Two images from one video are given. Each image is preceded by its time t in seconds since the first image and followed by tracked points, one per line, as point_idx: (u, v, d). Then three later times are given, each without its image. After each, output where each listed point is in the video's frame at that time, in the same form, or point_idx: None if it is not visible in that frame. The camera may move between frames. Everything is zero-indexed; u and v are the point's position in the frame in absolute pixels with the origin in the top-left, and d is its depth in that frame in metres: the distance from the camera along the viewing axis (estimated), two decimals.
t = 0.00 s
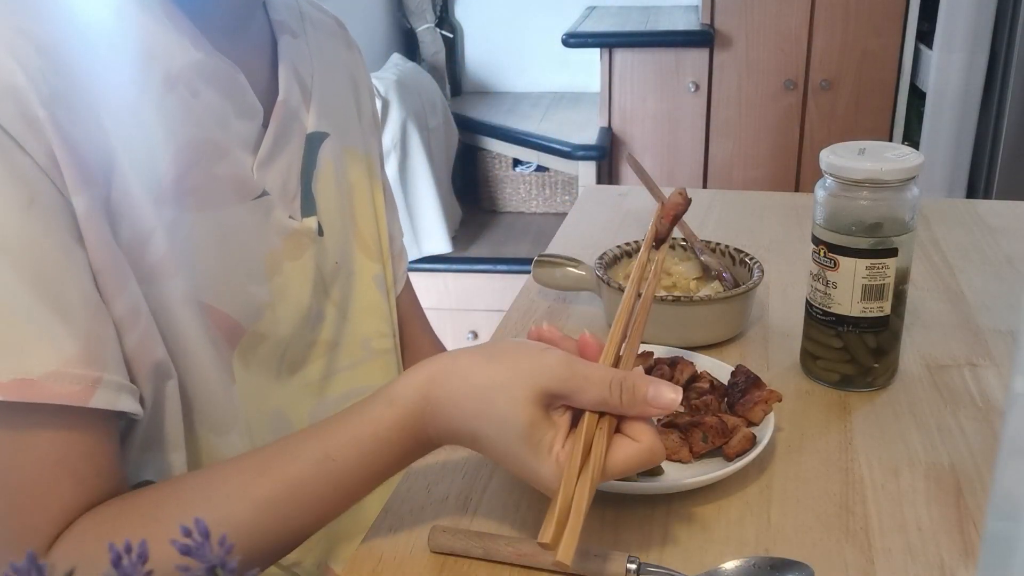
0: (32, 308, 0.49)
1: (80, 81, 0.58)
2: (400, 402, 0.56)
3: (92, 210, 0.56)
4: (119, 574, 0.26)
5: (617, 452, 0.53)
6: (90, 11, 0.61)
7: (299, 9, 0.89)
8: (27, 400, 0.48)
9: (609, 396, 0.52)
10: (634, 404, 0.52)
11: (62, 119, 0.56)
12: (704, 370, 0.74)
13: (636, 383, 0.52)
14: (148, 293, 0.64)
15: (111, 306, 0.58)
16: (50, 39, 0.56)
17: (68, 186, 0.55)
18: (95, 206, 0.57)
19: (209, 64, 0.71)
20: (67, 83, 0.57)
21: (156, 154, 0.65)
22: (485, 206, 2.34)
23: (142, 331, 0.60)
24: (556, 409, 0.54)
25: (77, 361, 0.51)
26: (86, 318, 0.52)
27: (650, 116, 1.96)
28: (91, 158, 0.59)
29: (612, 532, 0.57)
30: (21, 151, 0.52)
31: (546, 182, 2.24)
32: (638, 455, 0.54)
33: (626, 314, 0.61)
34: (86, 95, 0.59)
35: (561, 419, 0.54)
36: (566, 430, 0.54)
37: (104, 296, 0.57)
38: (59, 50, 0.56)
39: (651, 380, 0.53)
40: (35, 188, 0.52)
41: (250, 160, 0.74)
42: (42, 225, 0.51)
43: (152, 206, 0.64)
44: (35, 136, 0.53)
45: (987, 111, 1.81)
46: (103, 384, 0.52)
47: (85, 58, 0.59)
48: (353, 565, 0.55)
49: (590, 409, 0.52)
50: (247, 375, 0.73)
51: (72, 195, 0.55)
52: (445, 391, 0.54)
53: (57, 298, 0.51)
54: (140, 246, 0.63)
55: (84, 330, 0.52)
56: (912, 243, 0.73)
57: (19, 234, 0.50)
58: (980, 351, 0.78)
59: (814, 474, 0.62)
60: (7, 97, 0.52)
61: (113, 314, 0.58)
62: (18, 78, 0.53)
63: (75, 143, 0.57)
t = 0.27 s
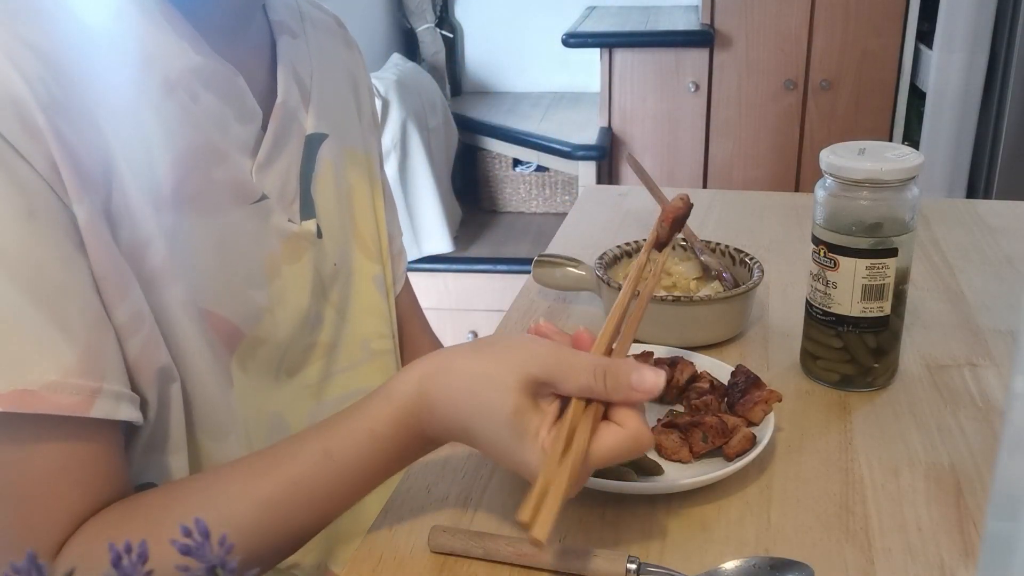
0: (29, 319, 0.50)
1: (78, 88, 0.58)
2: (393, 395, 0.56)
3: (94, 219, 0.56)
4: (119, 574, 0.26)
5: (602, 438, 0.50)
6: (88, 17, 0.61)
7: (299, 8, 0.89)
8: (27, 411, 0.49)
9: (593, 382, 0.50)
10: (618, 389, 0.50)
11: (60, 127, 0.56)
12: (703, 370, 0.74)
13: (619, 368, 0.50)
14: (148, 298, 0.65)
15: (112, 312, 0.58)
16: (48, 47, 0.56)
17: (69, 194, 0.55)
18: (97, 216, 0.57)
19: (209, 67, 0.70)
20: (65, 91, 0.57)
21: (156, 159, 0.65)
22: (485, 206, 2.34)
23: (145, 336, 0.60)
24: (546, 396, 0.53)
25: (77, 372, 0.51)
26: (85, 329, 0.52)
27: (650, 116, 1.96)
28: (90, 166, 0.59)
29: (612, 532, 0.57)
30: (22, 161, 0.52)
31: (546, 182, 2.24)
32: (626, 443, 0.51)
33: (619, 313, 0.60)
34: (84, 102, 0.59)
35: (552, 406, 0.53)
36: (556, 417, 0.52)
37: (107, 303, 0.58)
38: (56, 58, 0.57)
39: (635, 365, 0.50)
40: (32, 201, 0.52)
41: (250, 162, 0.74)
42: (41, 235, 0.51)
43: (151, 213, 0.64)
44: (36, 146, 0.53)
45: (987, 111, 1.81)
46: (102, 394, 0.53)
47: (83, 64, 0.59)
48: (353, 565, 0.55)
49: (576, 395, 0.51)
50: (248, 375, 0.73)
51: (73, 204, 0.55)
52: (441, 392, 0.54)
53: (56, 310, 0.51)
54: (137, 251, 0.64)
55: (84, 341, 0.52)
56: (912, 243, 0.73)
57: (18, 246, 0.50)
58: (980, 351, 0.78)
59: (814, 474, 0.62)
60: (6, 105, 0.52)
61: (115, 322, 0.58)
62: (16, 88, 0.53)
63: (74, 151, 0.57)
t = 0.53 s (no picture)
0: (35, 325, 0.50)
1: (85, 93, 0.59)
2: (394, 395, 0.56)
3: (102, 225, 0.56)
4: (119, 574, 0.26)
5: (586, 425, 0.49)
6: (92, 21, 0.61)
7: (302, 8, 0.89)
8: (29, 417, 0.49)
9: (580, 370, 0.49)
10: (605, 379, 0.49)
11: (66, 132, 0.56)
12: (703, 370, 0.74)
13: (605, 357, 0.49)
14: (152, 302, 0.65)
15: (117, 316, 0.58)
16: (54, 52, 0.56)
17: (77, 198, 0.55)
18: (105, 220, 0.57)
19: (214, 70, 0.71)
20: (72, 96, 0.57)
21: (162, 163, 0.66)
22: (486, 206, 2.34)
23: (151, 339, 0.61)
24: (535, 387, 0.53)
25: (80, 378, 0.51)
26: (88, 334, 0.52)
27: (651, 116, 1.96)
28: (97, 171, 0.59)
29: (612, 532, 0.57)
30: (31, 167, 0.52)
31: (546, 182, 2.24)
32: (611, 429, 0.50)
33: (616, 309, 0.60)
34: (91, 107, 0.59)
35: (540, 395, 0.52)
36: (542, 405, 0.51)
37: (113, 307, 0.58)
38: (63, 63, 0.57)
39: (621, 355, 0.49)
40: (39, 207, 0.52)
41: (252, 165, 0.74)
42: (49, 241, 0.52)
43: (157, 218, 0.64)
44: (44, 151, 0.53)
45: (987, 111, 1.81)
46: (105, 399, 0.53)
47: (88, 69, 0.59)
48: (353, 565, 0.54)
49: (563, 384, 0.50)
50: (248, 375, 0.73)
51: (82, 208, 0.55)
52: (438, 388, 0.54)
53: (62, 316, 0.51)
54: (143, 255, 0.64)
55: (88, 346, 0.52)
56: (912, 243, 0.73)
57: (26, 254, 0.50)
58: (980, 351, 0.78)
59: (814, 474, 0.62)
60: (13, 111, 0.52)
61: (120, 327, 0.58)
62: (25, 92, 0.53)
63: (80, 156, 0.57)
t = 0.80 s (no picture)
0: (47, 323, 0.50)
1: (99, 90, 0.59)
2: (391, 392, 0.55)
3: (116, 220, 0.57)
4: (120, 574, 0.26)
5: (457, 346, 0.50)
6: (105, 19, 0.61)
7: (304, 8, 0.89)
8: (42, 412, 0.50)
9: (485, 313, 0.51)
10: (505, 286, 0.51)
11: (82, 129, 0.56)
12: (703, 370, 0.74)
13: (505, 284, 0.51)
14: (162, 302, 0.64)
15: (129, 313, 0.58)
16: (69, 49, 0.57)
17: (92, 194, 0.55)
18: (119, 217, 0.57)
19: (221, 70, 0.71)
20: (87, 92, 0.57)
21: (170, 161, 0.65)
22: (486, 206, 2.35)
23: (161, 337, 0.61)
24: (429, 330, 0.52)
25: (91, 374, 0.52)
26: (99, 332, 0.53)
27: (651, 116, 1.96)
28: (109, 167, 0.59)
29: (612, 532, 0.57)
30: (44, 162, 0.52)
31: (546, 182, 2.24)
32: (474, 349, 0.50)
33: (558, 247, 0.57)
34: (105, 104, 0.59)
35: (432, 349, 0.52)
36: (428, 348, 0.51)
37: (123, 303, 0.58)
38: (78, 60, 0.57)
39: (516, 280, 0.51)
40: (55, 204, 0.52)
41: (259, 164, 0.74)
42: (64, 236, 0.52)
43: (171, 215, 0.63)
44: (57, 146, 0.54)
45: (987, 111, 1.81)
46: (115, 396, 0.54)
47: (101, 66, 0.60)
48: (352, 565, 0.54)
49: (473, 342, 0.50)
50: (248, 375, 0.73)
51: (96, 203, 0.56)
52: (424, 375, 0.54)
53: (70, 309, 0.52)
54: (154, 255, 0.63)
55: (99, 344, 0.53)
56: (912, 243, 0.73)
57: (38, 249, 0.50)
58: (980, 351, 0.78)
59: (814, 474, 0.62)
60: (26, 105, 0.52)
61: (131, 321, 0.58)
62: (38, 88, 0.53)
63: (95, 152, 0.57)
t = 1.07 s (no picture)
0: (44, 320, 0.51)
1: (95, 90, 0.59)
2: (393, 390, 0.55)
3: (110, 220, 0.57)
4: (119, 573, 0.26)
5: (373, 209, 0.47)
6: (102, 18, 0.61)
7: (305, 8, 0.89)
8: (37, 410, 0.50)
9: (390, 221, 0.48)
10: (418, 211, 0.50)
11: (77, 129, 0.56)
12: (703, 370, 0.74)
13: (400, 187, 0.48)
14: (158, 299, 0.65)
15: (125, 314, 0.58)
16: (64, 50, 0.57)
17: (84, 194, 0.56)
18: (114, 217, 0.57)
19: (224, 70, 0.70)
20: (82, 92, 0.57)
21: (170, 162, 0.65)
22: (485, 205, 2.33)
23: (157, 337, 0.61)
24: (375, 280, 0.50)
25: (86, 373, 0.53)
26: (96, 331, 0.54)
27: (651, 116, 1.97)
28: (108, 166, 0.59)
29: (612, 532, 0.57)
30: (36, 163, 0.53)
31: (546, 182, 2.23)
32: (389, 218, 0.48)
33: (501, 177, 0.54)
34: (102, 104, 0.59)
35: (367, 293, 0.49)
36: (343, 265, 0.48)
37: (120, 303, 0.58)
38: (73, 60, 0.57)
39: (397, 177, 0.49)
40: (44, 204, 0.52)
41: (258, 164, 0.74)
42: (55, 236, 0.53)
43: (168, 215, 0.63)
44: (51, 147, 0.54)
45: (987, 111, 1.81)
46: (110, 395, 0.54)
47: (98, 66, 0.60)
48: (352, 565, 0.54)
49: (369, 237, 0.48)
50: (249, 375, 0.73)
51: (89, 204, 0.56)
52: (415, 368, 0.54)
53: (65, 308, 0.52)
54: (152, 253, 0.63)
55: (95, 343, 0.54)
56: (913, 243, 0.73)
57: (30, 249, 0.51)
58: (980, 351, 0.78)
59: (814, 474, 0.62)
60: (22, 106, 0.53)
61: (127, 321, 0.58)
62: (33, 88, 0.54)
63: (92, 152, 0.57)
